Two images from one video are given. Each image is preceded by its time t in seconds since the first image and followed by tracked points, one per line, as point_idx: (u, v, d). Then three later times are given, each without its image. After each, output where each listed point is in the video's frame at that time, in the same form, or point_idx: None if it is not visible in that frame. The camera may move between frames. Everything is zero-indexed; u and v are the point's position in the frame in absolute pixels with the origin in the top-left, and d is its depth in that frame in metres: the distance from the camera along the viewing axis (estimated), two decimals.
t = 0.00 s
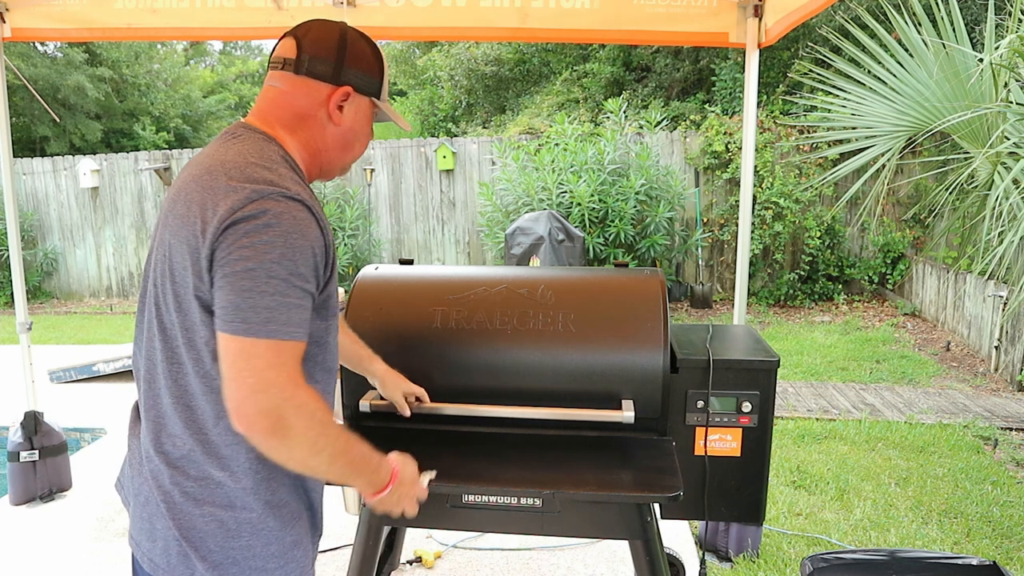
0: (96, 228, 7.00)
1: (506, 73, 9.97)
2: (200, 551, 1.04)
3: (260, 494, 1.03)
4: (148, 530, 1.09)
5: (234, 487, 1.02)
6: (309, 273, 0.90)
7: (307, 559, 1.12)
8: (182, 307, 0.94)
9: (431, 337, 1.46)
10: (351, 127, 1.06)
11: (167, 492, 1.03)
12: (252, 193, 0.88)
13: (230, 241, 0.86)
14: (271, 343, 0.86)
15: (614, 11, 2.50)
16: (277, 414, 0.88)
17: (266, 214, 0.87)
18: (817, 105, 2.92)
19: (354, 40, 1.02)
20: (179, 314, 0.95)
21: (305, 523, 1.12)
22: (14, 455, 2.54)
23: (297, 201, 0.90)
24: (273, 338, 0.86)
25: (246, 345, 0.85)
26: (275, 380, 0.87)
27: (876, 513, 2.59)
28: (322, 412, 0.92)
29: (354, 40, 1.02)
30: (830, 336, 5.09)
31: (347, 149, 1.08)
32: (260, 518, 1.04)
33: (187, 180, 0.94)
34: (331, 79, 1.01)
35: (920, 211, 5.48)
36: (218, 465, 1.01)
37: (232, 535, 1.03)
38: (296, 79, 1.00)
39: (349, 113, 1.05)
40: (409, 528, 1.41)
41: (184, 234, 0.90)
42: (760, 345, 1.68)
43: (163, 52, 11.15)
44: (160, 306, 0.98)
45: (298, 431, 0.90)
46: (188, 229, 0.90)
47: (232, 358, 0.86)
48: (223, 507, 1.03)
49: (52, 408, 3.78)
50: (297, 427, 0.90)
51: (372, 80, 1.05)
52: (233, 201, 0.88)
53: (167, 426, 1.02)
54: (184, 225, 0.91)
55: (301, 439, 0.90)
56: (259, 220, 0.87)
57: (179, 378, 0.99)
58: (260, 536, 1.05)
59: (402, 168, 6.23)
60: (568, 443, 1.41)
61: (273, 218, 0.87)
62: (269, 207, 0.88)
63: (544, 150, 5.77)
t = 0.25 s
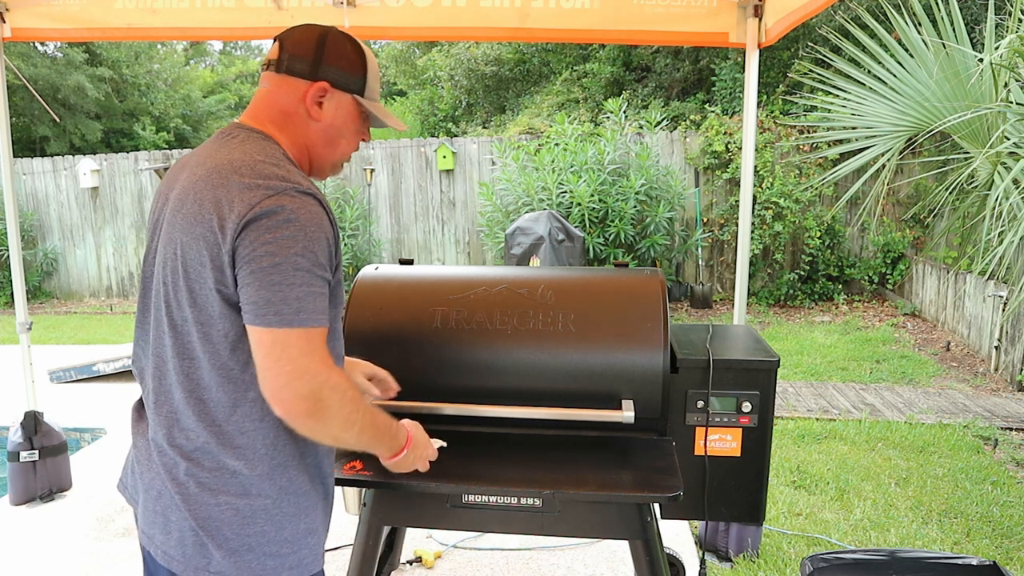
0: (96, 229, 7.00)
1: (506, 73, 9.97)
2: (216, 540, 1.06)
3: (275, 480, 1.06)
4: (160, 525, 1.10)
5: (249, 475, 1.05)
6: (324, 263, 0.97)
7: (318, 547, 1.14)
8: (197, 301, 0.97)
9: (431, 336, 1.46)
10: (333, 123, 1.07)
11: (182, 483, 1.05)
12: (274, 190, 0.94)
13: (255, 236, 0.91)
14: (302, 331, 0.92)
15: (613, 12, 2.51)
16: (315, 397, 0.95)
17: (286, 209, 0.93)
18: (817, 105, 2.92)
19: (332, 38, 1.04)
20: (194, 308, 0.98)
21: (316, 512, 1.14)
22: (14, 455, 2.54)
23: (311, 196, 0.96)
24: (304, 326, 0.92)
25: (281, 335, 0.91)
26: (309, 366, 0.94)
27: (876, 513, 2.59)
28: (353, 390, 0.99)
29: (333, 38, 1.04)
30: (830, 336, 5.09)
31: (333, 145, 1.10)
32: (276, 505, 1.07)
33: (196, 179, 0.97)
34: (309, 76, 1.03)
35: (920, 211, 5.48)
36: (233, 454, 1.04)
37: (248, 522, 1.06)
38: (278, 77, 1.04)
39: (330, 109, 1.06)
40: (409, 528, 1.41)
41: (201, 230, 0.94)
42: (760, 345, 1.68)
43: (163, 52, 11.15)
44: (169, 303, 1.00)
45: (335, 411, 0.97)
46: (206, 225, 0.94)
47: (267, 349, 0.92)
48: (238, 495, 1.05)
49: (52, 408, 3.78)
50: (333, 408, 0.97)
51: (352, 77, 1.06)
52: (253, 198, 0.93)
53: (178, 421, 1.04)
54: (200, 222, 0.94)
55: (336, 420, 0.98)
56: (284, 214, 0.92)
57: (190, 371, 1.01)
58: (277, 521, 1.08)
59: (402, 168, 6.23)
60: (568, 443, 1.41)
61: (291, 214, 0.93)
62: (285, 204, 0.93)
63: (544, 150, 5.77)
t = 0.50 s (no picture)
0: (96, 229, 7.00)
1: (506, 73, 9.97)
2: (229, 533, 1.06)
3: (282, 469, 1.07)
4: (174, 524, 1.10)
5: (257, 465, 1.05)
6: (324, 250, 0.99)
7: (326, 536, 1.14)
8: (198, 294, 0.97)
9: (431, 336, 1.46)
10: (316, 124, 1.09)
11: (191, 480, 1.05)
12: (274, 182, 0.95)
13: (258, 228, 0.93)
14: (310, 315, 0.94)
15: (613, 12, 2.51)
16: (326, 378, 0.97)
17: (285, 201, 0.94)
18: (817, 105, 2.92)
19: (321, 42, 1.07)
20: (196, 301, 0.98)
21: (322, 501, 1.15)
22: (14, 455, 2.54)
23: (308, 187, 0.98)
24: (312, 310, 0.94)
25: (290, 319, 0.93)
26: (319, 348, 0.96)
27: (876, 513, 2.59)
28: (359, 365, 1.02)
29: (322, 42, 1.07)
30: (830, 336, 5.09)
31: (318, 146, 1.11)
32: (284, 493, 1.07)
33: (196, 175, 0.98)
34: (295, 77, 1.06)
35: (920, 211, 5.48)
36: (240, 445, 1.04)
37: (258, 513, 1.06)
38: (268, 79, 1.08)
39: (313, 110, 1.08)
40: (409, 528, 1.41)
41: (202, 223, 0.95)
42: (760, 345, 1.68)
43: (163, 52, 11.15)
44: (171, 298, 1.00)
45: (345, 387, 1.00)
46: (207, 218, 0.95)
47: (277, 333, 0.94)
48: (247, 487, 1.05)
49: (52, 408, 3.77)
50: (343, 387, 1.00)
51: (338, 82, 1.08)
52: (254, 192, 0.94)
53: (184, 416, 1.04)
54: (200, 215, 0.95)
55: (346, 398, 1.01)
56: (279, 206, 0.94)
57: (193, 365, 1.01)
58: (286, 511, 1.08)
59: (402, 168, 6.24)
60: (568, 443, 1.41)
61: (292, 209, 0.95)
62: (281, 196, 0.95)
63: (544, 150, 5.78)
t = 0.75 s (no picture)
0: (96, 229, 7.00)
1: (506, 73, 9.97)
2: (238, 535, 1.06)
3: (294, 470, 1.07)
4: (178, 526, 1.09)
5: (270, 466, 1.05)
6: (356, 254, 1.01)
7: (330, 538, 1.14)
8: (221, 296, 0.98)
9: (433, 337, 1.46)
10: (330, 126, 1.10)
11: (201, 482, 1.05)
12: (306, 191, 0.97)
13: (300, 237, 0.95)
14: (369, 313, 0.99)
15: (613, 12, 2.51)
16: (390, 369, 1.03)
17: (321, 206, 0.97)
18: (817, 105, 2.91)
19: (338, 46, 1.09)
20: (219, 304, 0.98)
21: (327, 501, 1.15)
22: (14, 455, 2.54)
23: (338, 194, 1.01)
24: (370, 308, 0.99)
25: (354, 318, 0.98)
26: (383, 342, 1.02)
27: (876, 513, 2.59)
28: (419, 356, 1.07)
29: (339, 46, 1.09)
30: (830, 336, 5.09)
31: (328, 149, 1.12)
32: (293, 494, 1.08)
33: (219, 177, 0.97)
34: (312, 78, 1.07)
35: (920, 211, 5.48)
36: (254, 446, 1.04)
37: (267, 514, 1.06)
38: (282, 78, 1.08)
39: (328, 112, 1.10)
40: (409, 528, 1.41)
41: (233, 228, 0.95)
42: (760, 345, 1.68)
43: (163, 52, 11.17)
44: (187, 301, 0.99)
45: (413, 377, 1.07)
46: (238, 223, 0.95)
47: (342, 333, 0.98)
48: (259, 487, 1.06)
49: (52, 408, 3.77)
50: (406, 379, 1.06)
51: (353, 86, 1.10)
52: (291, 199, 0.96)
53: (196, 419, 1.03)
54: (229, 221, 0.95)
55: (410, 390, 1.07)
56: (313, 212, 0.96)
57: (209, 368, 1.00)
58: (295, 512, 1.08)
59: (402, 168, 6.24)
60: (568, 444, 1.41)
61: (322, 213, 0.96)
62: (318, 202, 0.97)
63: (544, 150, 5.78)
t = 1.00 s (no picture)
0: (96, 229, 7.00)
1: (506, 73, 9.96)
2: (241, 540, 1.07)
3: (297, 477, 1.09)
4: (176, 532, 1.08)
5: (275, 474, 1.06)
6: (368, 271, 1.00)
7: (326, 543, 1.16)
8: (235, 306, 0.97)
9: (433, 337, 1.46)
10: (343, 136, 1.11)
11: (205, 487, 1.05)
12: (323, 204, 0.96)
13: (317, 251, 0.94)
14: (373, 333, 0.98)
15: (614, 12, 2.51)
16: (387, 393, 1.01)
17: (339, 222, 0.96)
18: (817, 105, 2.92)
19: (355, 57, 1.09)
20: (233, 312, 0.98)
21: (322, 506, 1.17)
22: (14, 455, 2.54)
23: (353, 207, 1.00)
24: (374, 329, 0.98)
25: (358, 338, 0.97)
26: (382, 364, 1.00)
27: (876, 513, 2.59)
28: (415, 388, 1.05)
29: (355, 57, 1.09)
30: (830, 336, 5.09)
31: (339, 158, 1.13)
32: (295, 501, 1.09)
33: (236, 186, 0.97)
34: (329, 88, 1.08)
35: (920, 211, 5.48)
36: (260, 454, 1.04)
37: (270, 520, 1.07)
38: (298, 84, 1.08)
39: (342, 122, 1.10)
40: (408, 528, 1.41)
41: (249, 239, 0.95)
42: (760, 345, 1.68)
43: (163, 52, 11.18)
44: (198, 307, 0.99)
45: (405, 406, 1.03)
46: (255, 234, 0.95)
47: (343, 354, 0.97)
48: (262, 494, 1.06)
49: (52, 408, 3.78)
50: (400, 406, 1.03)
51: (368, 97, 1.12)
52: (310, 211, 0.95)
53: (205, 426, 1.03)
54: (246, 230, 0.95)
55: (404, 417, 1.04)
56: (333, 228, 0.95)
57: (222, 374, 1.00)
58: (297, 517, 1.10)
59: (402, 168, 6.24)
60: (568, 443, 1.41)
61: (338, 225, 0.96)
62: (337, 217, 0.96)
63: (544, 150, 5.77)
